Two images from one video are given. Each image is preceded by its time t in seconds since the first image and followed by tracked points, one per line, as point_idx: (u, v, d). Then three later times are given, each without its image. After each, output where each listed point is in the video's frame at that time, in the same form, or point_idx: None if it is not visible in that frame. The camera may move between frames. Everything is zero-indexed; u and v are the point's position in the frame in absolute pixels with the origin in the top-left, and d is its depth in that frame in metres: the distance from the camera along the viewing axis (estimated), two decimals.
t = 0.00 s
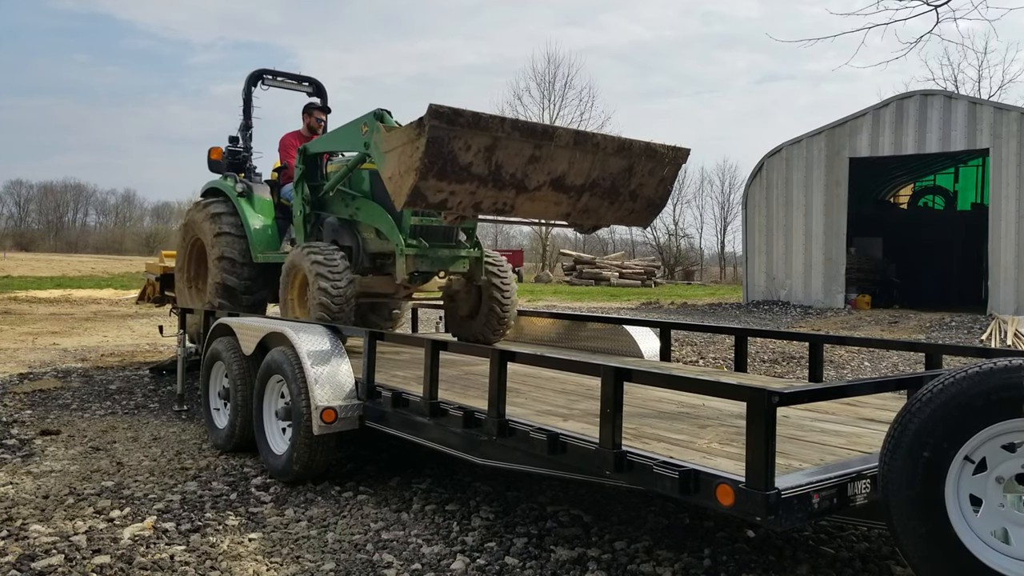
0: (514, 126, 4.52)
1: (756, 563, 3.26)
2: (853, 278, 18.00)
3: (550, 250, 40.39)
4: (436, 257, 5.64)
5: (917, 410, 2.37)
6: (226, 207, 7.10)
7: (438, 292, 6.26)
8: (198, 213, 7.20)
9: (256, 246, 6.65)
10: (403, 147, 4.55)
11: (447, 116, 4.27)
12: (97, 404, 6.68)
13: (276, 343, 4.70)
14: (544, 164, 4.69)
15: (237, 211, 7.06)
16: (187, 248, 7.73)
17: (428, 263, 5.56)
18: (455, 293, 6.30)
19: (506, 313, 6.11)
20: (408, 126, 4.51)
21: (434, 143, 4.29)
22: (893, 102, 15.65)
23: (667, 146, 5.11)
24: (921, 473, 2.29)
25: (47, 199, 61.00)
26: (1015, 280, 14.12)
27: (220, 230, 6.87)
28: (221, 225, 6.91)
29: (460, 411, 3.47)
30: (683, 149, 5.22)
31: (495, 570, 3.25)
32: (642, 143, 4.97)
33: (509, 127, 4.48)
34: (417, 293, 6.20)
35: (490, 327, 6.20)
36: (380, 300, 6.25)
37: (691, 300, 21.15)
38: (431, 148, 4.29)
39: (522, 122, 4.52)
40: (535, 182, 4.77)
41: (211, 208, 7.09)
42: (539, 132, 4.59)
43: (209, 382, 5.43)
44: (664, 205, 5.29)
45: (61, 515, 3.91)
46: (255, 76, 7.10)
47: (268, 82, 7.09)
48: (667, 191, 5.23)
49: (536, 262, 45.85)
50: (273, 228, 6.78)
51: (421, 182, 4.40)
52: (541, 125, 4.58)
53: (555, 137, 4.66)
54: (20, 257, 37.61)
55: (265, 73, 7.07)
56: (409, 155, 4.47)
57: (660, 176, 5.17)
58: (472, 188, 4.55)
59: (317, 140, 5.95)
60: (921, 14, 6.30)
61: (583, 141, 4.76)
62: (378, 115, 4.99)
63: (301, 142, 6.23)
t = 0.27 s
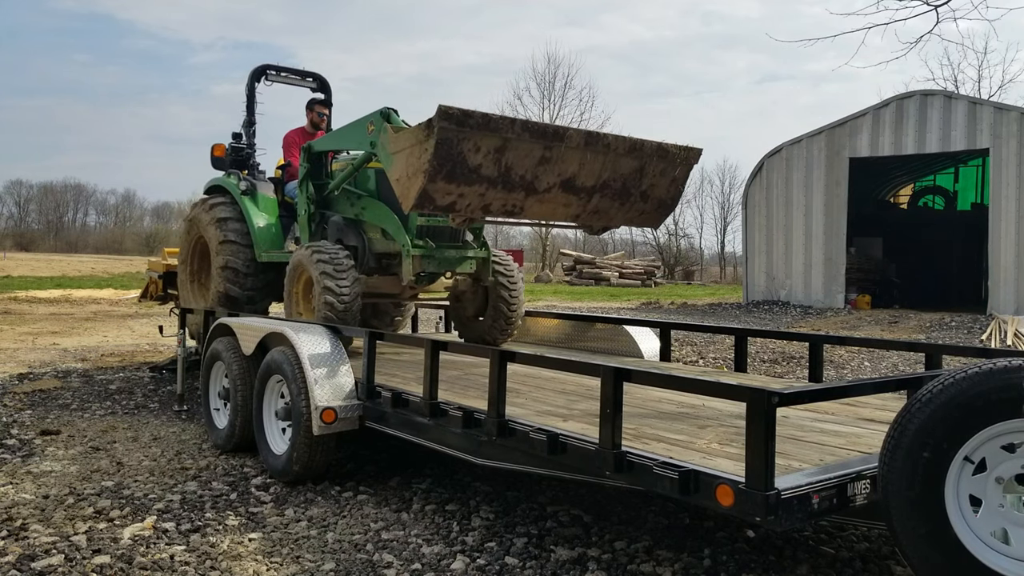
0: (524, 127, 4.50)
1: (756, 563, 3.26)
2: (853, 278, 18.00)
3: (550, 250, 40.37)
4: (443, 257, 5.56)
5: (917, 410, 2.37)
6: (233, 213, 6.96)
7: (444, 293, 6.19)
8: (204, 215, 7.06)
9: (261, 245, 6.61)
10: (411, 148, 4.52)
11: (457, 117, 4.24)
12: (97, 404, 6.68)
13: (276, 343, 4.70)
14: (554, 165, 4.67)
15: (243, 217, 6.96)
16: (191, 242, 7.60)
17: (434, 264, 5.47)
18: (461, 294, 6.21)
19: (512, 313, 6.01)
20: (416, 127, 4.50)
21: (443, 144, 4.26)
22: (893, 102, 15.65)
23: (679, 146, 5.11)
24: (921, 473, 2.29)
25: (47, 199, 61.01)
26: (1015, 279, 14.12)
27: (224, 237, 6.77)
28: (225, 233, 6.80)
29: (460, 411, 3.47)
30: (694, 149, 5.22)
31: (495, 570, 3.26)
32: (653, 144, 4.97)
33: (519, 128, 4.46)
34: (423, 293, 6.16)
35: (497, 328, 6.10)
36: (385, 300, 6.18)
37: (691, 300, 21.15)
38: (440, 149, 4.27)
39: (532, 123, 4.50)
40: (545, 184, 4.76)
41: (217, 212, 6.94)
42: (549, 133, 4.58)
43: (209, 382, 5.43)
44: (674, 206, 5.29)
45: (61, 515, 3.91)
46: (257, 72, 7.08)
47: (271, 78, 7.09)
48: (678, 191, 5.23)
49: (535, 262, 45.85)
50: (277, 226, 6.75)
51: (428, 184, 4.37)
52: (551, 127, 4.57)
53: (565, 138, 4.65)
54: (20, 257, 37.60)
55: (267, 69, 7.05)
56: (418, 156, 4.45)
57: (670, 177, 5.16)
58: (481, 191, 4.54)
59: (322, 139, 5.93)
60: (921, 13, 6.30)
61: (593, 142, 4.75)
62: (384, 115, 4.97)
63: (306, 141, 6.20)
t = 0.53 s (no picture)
0: (535, 127, 4.48)
1: (756, 564, 3.26)
2: (853, 278, 18.01)
3: (550, 250, 40.41)
4: (450, 257, 5.52)
5: (917, 410, 2.37)
6: (242, 220, 6.74)
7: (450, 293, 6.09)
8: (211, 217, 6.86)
9: (265, 243, 6.48)
10: (421, 148, 4.50)
11: (467, 117, 4.23)
12: (97, 404, 6.68)
13: (276, 343, 4.71)
14: (565, 166, 4.64)
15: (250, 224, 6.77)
16: (196, 236, 7.40)
17: (442, 265, 5.47)
18: (468, 295, 6.16)
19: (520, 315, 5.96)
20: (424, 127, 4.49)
21: (453, 144, 4.25)
22: (893, 102, 15.66)
23: (692, 146, 5.07)
24: (921, 474, 2.29)
25: (47, 199, 61.04)
26: (1015, 279, 14.12)
27: (230, 245, 6.60)
28: (231, 241, 6.60)
29: (460, 411, 3.48)
30: (706, 150, 5.18)
31: (495, 570, 3.26)
32: (665, 144, 4.94)
33: (530, 128, 4.43)
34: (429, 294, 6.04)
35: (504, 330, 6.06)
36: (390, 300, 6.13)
37: (691, 300, 21.16)
38: (450, 149, 4.26)
39: (544, 123, 4.47)
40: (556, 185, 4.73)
41: (225, 218, 6.71)
42: (561, 133, 4.55)
43: (209, 382, 5.43)
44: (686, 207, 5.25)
45: (61, 515, 3.91)
46: (264, 67, 7.05)
47: (277, 74, 7.08)
48: (690, 192, 5.20)
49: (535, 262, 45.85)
50: (282, 224, 6.62)
51: (438, 185, 4.36)
52: (562, 127, 4.54)
53: (577, 138, 4.62)
54: (20, 257, 37.60)
55: (274, 64, 7.04)
56: (426, 156, 4.43)
57: (683, 178, 5.12)
58: (491, 191, 4.52)
59: (329, 137, 5.91)
60: (921, 13, 6.29)
61: (605, 142, 4.72)
62: (392, 114, 4.97)
63: (312, 138, 6.13)
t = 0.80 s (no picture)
0: (547, 128, 4.40)
1: (755, 564, 3.26)
2: (853, 278, 18.01)
3: (550, 250, 40.42)
4: (458, 258, 5.41)
5: (917, 410, 2.37)
6: (249, 228, 6.64)
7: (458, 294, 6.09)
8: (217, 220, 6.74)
9: (270, 242, 6.41)
10: (429, 149, 4.41)
11: (479, 117, 4.13)
12: (97, 404, 6.68)
13: (276, 344, 4.71)
14: (577, 167, 4.56)
15: (256, 232, 6.68)
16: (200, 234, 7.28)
17: (449, 266, 5.31)
18: (475, 295, 6.10)
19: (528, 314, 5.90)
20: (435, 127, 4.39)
21: (464, 145, 4.16)
22: (893, 102, 15.66)
23: (706, 147, 5.00)
24: (920, 474, 2.29)
25: (47, 199, 61.06)
26: (1015, 279, 14.11)
27: (235, 254, 6.52)
28: (235, 251, 6.53)
29: (460, 411, 3.48)
30: (720, 151, 5.12)
31: (495, 570, 3.26)
32: (678, 145, 4.88)
33: (542, 128, 4.35)
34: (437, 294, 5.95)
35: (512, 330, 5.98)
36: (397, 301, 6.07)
37: (691, 300, 21.16)
38: (461, 150, 4.17)
39: (556, 123, 4.39)
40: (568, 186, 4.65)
41: (231, 225, 6.59)
42: (573, 133, 4.47)
43: (209, 382, 5.43)
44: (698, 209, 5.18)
45: (61, 515, 3.91)
46: (268, 63, 7.05)
47: (281, 70, 7.08)
48: (703, 194, 5.12)
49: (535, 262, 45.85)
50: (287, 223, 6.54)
51: (448, 186, 4.28)
52: (575, 127, 4.45)
53: (590, 139, 4.53)
54: (20, 257, 37.60)
55: (279, 60, 7.03)
56: (436, 158, 4.35)
57: (696, 180, 5.06)
58: (502, 193, 4.44)
59: (335, 135, 5.85)
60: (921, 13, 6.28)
61: (618, 143, 4.63)
62: (401, 113, 4.91)
63: (317, 135, 6.09)
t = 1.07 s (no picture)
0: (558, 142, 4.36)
1: (755, 564, 3.26)
2: (853, 278, 18.01)
3: (550, 250, 40.40)
4: (466, 259, 5.37)
5: (918, 410, 2.36)
6: (255, 238, 6.58)
7: (464, 294, 6.10)
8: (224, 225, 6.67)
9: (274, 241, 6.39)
10: (438, 163, 4.35)
11: (488, 132, 4.07)
12: (97, 404, 6.68)
13: (276, 344, 4.70)
14: (587, 181, 4.54)
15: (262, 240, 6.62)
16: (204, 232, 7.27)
17: (457, 267, 5.29)
18: (482, 295, 6.08)
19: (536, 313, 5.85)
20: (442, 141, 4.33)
21: (473, 160, 4.10)
22: (893, 102, 15.66)
23: (718, 160, 4.99)
24: (921, 475, 2.29)
25: (47, 199, 61.03)
26: (1015, 279, 14.11)
27: (239, 264, 6.48)
28: (240, 260, 6.48)
29: (460, 412, 3.48)
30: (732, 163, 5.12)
31: (496, 570, 3.26)
32: (691, 158, 4.86)
33: (553, 143, 4.31)
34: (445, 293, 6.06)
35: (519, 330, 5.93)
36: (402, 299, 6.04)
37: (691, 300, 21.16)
38: (470, 164, 4.11)
39: (566, 137, 4.35)
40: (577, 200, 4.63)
41: (237, 234, 6.52)
42: (583, 148, 4.43)
43: (209, 382, 5.43)
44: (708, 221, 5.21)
45: (61, 515, 3.91)
46: (273, 59, 7.06)
47: (286, 66, 7.09)
48: (714, 206, 5.16)
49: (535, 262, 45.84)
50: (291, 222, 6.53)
51: (455, 203, 4.24)
52: (586, 142, 4.42)
53: (600, 153, 4.51)
54: (19, 257, 37.58)
55: (283, 57, 7.03)
56: (444, 172, 4.28)
57: (706, 191, 5.06)
58: (510, 208, 4.42)
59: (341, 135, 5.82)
60: (921, 13, 6.28)
61: (629, 157, 4.62)
62: (408, 117, 4.93)
63: (323, 134, 6.06)
